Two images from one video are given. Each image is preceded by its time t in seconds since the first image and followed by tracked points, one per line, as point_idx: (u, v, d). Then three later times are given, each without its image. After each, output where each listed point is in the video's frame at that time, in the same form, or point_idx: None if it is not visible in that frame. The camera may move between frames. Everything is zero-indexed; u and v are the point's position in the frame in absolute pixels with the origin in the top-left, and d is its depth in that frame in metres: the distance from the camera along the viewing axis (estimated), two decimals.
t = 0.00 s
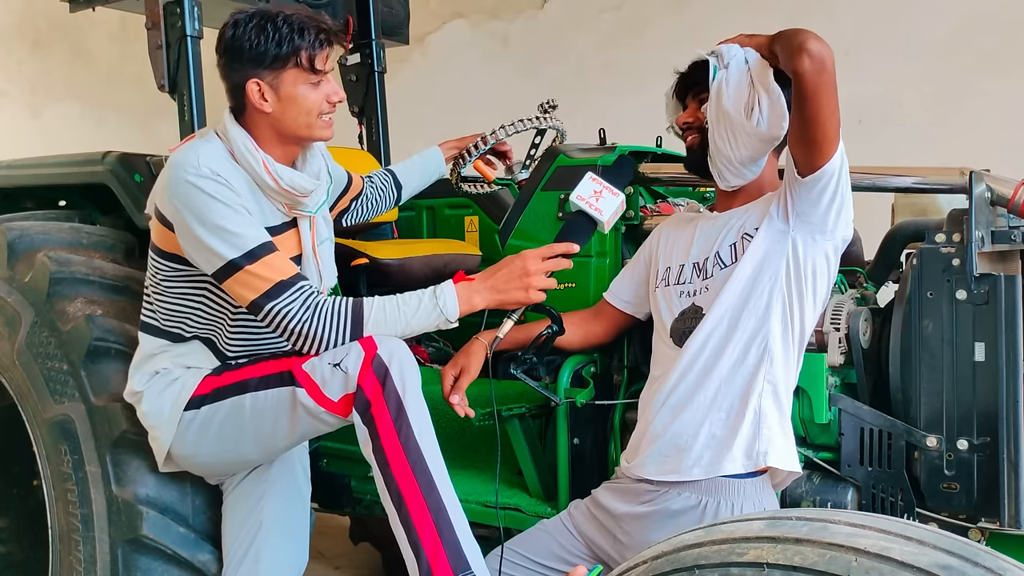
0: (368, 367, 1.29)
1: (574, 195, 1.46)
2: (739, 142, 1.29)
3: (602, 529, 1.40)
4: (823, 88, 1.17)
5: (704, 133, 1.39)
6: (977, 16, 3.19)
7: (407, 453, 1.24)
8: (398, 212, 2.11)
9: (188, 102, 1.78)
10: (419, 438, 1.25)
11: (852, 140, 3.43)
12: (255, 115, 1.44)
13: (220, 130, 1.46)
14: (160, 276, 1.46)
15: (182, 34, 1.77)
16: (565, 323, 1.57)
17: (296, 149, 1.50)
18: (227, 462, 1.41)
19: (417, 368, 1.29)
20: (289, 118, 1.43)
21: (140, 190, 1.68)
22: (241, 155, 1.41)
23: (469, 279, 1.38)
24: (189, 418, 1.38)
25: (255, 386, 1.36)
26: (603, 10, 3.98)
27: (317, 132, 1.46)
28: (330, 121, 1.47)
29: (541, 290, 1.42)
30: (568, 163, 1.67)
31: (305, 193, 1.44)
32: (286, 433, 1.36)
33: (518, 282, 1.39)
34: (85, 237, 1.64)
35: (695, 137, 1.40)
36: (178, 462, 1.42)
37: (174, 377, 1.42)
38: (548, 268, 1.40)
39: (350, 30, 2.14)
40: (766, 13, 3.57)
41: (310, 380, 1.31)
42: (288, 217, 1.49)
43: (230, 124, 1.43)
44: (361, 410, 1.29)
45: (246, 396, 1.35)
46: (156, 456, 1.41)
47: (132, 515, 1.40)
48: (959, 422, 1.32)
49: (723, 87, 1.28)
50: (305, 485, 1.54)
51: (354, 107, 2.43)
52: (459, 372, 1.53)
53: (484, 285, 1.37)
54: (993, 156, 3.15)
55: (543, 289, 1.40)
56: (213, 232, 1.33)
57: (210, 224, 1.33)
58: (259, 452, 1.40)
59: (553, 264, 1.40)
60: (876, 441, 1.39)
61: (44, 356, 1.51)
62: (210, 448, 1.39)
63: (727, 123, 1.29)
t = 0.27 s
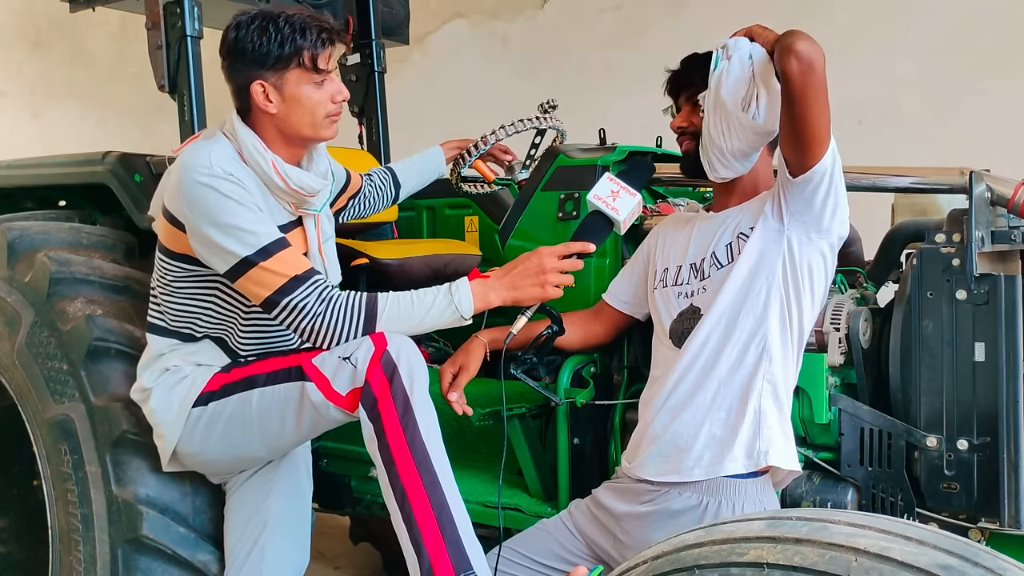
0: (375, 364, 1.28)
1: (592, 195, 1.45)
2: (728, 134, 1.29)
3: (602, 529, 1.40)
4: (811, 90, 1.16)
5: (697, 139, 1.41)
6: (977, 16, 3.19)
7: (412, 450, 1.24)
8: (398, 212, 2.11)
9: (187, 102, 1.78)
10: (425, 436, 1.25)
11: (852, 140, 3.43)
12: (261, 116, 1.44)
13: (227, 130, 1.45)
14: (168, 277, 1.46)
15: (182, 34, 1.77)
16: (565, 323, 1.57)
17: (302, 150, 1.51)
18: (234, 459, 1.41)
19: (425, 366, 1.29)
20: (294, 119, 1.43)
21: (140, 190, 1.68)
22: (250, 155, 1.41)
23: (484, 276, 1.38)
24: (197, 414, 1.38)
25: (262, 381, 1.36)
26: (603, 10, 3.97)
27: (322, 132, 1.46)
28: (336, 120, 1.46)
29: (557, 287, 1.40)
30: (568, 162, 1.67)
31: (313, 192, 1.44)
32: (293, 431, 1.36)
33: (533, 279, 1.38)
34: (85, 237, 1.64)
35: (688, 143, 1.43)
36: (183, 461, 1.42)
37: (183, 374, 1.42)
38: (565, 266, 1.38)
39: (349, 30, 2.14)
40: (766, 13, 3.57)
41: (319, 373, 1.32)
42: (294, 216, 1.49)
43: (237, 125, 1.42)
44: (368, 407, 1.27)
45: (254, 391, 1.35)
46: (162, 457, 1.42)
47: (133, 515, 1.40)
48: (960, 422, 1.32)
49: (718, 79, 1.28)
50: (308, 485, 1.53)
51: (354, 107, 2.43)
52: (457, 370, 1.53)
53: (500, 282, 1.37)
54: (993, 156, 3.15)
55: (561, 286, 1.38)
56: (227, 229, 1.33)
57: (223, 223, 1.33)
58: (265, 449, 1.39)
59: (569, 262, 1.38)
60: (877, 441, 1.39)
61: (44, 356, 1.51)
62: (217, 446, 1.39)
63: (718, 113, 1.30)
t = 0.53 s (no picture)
0: (377, 363, 1.28)
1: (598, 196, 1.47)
2: (740, 140, 1.29)
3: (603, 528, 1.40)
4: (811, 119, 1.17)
5: (711, 138, 1.40)
6: (977, 16, 3.19)
7: (413, 449, 1.24)
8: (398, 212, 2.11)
9: (188, 102, 1.78)
10: (427, 435, 1.25)
11: (852, 140, 3.43)
12: (267, 118, 1.44)
13: (234, 131, 1.45)
14: (172, 276, 1.46)
15: (182, 34, 1.77)
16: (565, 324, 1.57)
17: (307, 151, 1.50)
18: (236, 459, 1.41)
19: (427, 364, 1.30)
20: (300, 121, 1.43)
21: (140, 190, 1.68)
22: (256, 156, 1.41)
23: (487, 276, 1.39)
24: (200, 412, 1.38)
25: (264, 380, 1.36)
26: (603, 10, 3.97)
27: (328, 134, 1.46)
28: (341, 123, 1.47)
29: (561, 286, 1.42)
30: (568, 162, 1.67)
31: (317, 194, 1.44)
32: (296, 429, 1.36)
33: (537, 279, 1.39)
34: (85, 237, 1.64)
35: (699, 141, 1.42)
36: (184, 460, 1.42)
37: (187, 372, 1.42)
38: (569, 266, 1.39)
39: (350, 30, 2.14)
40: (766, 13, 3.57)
41: (321, 371, 1.32)
42: (298, 216, 1.49)
43: (245, 126, 1.42)
44: (369, 406, 1.28)
45: (256, 389, 1.36)
46: (164, 457, 1.42)
47: (132, 515, 1.40)
48: (959, 422, 1.32)
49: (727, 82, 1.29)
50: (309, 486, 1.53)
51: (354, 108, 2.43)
52: (458, 371, 1.54)
53: (502, 281, 1.38)
54: (993, 156, 3.15)
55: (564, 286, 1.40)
56: (231, 228, 1.33)
57: (228, 221, 1.33)
58: (267, 448, 1.39)
59: (573, 263, 1.39)
60: (876, 441, 1.39)
61: (44, 356, 1.50)
62: (219, 445, 1.39)
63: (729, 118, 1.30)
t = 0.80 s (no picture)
0: (375, 363, 1.28)
1: (597, 197, 1.47)
2: (731, 144, 1.30)
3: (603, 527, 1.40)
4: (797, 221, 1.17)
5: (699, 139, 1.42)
6: (976, 16, 3.19)
7: (412, 450, 1.24)
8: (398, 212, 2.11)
9: (188, 102, 1.78)
10: (425, 435, 1.25)
11: (853, 140, 3.43)
12: (267, 118, 1.44)
13: (235, 130, 1.45)
14: (173, 274, 1.46)
15: (182, 34, 1.77)
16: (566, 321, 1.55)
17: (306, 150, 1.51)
18: (234, 459, 1.41)
19: (424, 365, 1.29)
20: (299, 121, 1.43)
21: (140, 189, 1.68)
22: (257, 156, 1.41)
23: (485, 277, 1.38)
24: (197, 413, 1.38)
25: (262, 380, 1.36)
26: (603, 10, 3.97)
27: (328, 134, 1.46)
28: (340, 125, 1.47)
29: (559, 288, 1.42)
30: (568, 162, 1.67)
31: (318, 194, 1.45)
32: (293, 430, 1.36)
33: (536, 280, 1.39)
34: (85, 237, 1.64)
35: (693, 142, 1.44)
36: (183, 460, 1.42)
37: (185, 374, 1.42)
38: (569, 266, 1.39)
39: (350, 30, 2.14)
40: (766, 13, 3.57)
41: (317, 373, 1.32)
42: (299, 217, 1.48)
43: (245, 125, 1.43)
44: (368, 407, 1.27)
45: (253, 390, 1.35)
46: (163, 457, 1.42)
47: (132, 515, 1.40)
48: (959, 422, 1.32)
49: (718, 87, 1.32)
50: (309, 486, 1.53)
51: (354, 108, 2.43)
52: (468, 369, 1.55)
53: (501, 284, 1.37)
54: (993, 157, 3.15)
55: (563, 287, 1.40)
56: (231, 227, 1.33)
57: (228, 220, 1.33)
58: (265, 449, 1.39)
59: (572, 264, 1.39)
60: (876, 441, 1.39)
61: (44, 356, 1.50)
62: (217, 446, 1.39)
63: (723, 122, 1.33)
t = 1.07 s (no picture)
0: (370, 365, 1.28)
1: (587, 198, 1.46)
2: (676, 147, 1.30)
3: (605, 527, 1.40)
4: (805, 370, 1.11)
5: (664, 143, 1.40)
6: (976, 16, 3.19)
7: (408, 451, 1.24)
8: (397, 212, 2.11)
9: (188, 102, 1.78)
10: (421, 436, 1.25)
11: (852, 140, 3.43)
12: (262, 118, 1.44)
13: (230, 130, 1.46)
14: (168, 275, 1.46)
15: (182, 34, 1.77)
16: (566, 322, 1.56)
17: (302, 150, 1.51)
18: (232, 460, 1.41)
19: (419, 365, 1.29)
20: (295, 121, 1.43)
21: (140, 189, 1.68)
22: (251, 156, 1.41)
23: (476, 279, 1.38)
24: (193, 415, 1.38)
25: (258, 383, 1.36)
26: (603, 10, 3.97)
27: (324, 134, 1.46)
28: (337, 123, 1.46)
29: (551, 289, 1.40)
30: (568, 163, 1.67)
31: (313, 194, 1.44)
32: (290, 432, 1.36)
33: (525, 283, 1.38)
34: (85, 237, 1.64)
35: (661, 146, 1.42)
36: (181, 461, 1.42)
37: (182, 375, 1.42)
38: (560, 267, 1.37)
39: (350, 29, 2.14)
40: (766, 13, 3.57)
41: (311, 375, 1.32)
42: (294, 217, 1.49)
43: (239, 125, 1.43)
44: (363, 407, 1.28)
45: (249, 392, 1.36)
46: (160, 457, 1.42)
47: (132, 515, 1.40)
48: (959, 422, 1.32)
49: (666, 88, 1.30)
50: (309, 486, 1.53)
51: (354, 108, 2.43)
52: (467, 377, 1.53)
53: (492, 285, 1.37)
54: (993, 157, 3.15)
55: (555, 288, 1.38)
56: (222, 229, 1.33)
57: (219, 222, 1.33)
58: (262, 450, 1.39)
59: (562, 265, 1.37)
60: (876, 441, 1.39)
61: (44, 356, 1.50)
62: (215, 447, 1.39)
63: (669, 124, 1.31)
